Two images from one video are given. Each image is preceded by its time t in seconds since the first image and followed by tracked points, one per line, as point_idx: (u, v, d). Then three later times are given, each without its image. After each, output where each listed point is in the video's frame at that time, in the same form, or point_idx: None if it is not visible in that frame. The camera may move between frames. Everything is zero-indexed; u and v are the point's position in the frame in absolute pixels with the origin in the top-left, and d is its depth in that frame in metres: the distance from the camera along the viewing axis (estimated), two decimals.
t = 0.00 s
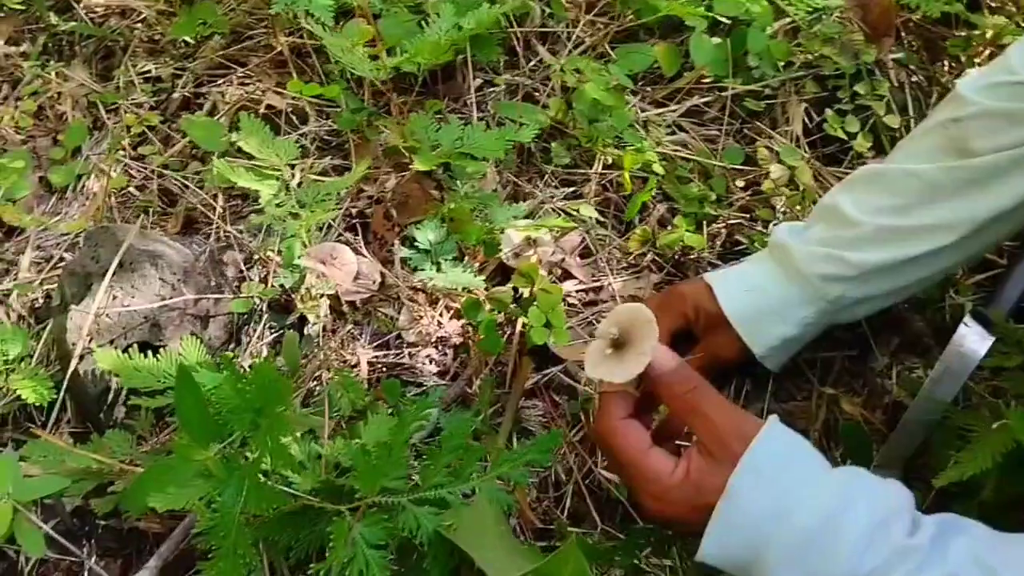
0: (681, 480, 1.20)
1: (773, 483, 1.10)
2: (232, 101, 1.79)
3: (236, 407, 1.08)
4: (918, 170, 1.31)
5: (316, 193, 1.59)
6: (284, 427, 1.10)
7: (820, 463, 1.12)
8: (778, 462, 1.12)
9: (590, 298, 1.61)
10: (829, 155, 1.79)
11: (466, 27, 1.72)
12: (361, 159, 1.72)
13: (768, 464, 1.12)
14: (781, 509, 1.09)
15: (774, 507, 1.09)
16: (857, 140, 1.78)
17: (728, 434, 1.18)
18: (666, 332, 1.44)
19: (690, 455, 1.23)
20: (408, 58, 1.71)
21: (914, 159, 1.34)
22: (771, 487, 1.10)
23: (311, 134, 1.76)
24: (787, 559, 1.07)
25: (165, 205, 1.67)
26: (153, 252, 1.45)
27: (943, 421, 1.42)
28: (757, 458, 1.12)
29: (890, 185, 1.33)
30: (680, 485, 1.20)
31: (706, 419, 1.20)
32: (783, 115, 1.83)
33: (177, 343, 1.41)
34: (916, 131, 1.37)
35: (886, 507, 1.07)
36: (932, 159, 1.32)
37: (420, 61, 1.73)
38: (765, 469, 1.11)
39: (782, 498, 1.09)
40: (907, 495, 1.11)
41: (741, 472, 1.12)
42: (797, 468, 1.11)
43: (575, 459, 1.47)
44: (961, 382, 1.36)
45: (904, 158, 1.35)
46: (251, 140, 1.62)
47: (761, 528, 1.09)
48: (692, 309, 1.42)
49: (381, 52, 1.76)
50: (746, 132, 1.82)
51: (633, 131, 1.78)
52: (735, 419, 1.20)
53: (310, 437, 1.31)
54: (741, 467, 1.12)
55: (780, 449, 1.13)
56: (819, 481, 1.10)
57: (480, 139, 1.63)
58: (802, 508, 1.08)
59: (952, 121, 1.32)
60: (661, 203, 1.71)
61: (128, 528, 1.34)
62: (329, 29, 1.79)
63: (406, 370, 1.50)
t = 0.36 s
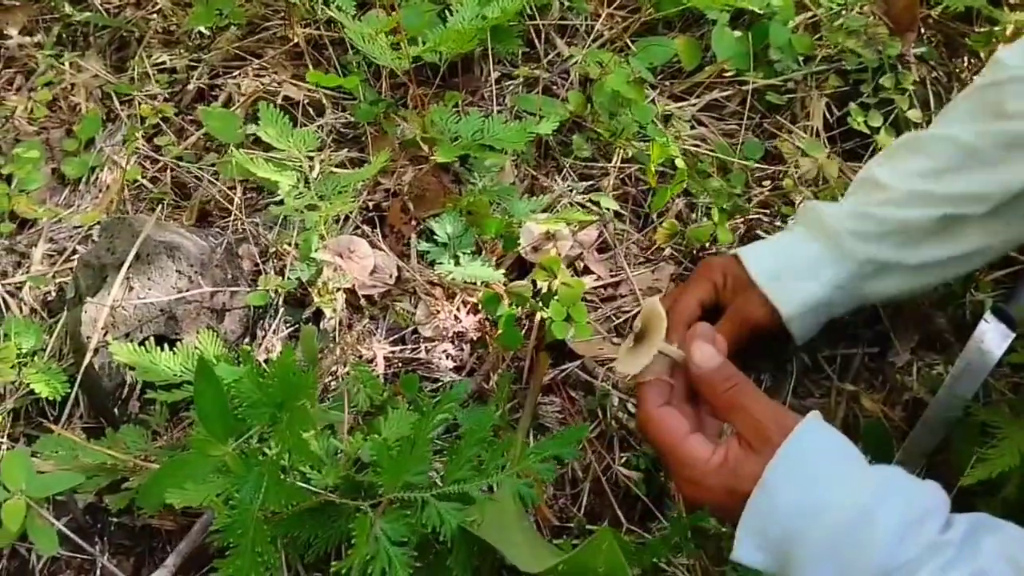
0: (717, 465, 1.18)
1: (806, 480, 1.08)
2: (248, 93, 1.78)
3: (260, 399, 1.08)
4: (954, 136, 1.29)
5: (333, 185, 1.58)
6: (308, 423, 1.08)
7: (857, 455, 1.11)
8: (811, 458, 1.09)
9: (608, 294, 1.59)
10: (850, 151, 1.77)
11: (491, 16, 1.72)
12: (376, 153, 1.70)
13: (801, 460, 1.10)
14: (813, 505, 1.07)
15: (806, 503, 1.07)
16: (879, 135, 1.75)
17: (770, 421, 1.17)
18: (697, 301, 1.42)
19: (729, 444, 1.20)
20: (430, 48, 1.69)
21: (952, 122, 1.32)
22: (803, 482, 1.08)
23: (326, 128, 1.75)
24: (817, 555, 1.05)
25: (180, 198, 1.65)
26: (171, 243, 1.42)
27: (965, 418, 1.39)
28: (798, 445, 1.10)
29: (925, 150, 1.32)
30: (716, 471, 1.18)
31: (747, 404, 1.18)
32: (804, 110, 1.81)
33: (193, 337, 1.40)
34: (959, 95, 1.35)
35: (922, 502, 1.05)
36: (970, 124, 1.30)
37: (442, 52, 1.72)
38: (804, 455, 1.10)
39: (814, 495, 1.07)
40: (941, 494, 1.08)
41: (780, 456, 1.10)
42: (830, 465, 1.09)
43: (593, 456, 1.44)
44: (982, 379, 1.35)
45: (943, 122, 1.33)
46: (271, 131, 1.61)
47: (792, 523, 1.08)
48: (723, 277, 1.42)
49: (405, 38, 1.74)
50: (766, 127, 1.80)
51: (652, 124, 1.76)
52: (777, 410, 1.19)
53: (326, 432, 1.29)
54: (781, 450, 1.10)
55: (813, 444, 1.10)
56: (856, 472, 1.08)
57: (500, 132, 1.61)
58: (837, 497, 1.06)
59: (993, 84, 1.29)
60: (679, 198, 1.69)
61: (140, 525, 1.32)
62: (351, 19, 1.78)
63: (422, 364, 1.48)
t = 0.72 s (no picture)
0: (719, 378, 1.02)
1: (817, 404, 0.94)
2: (249, 90, 1.76)
3: (265, 400, 1.07)
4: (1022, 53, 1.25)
5: (337, 182, 1.56)
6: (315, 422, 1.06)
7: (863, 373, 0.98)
8: (823, 381, 0.95)
9: (614, 291, 1.57)
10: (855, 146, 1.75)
11: (494, 10, 1.71)
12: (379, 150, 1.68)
13: (814, 385, 0.94)
14: (823, 431, 0.94)
15: (814, 428, 0.94)
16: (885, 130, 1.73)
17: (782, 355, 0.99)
18: (782, 140, 1.20)
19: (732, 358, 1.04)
20: (433, 43, 1.68)
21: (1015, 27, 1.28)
22: (816, 403, 0.94)
23: (328, 125, 1.73)
24: (818, 484, 0.94)
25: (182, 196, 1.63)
26: (173, 240, 1.41)
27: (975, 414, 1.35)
28: (810, 374, 0.95)
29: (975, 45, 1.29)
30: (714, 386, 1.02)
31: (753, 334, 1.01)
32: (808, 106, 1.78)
33: (195, 336, 1.37)
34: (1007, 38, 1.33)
35: (936, 431, 0.95)
36: None
37: (446, 47, 1.70)
38: (818, 382, 0.95)
39: (824, 418, 0.94)
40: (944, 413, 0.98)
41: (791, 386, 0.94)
42: (839, 387, 0.95)
43: (600, 456, 1.42)
44: (990, 376, 1.33)
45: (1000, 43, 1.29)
46: (273, 127, 1.59)
47: (795, 446, 0.95)
48: (820, 118, 1.21)
49: (407, 32, 1.72)
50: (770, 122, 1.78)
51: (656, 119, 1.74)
52: (791, 338, 1.00)
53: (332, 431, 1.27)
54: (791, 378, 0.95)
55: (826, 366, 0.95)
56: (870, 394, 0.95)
57: (505, 129, 1.60)
58: (850, 426, 0.93)
59: None
60: (684, 195, 1.67)
61: (145, 526, 1.30)
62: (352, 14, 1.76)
63: (428, 363, 1.46)
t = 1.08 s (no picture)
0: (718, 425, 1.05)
1: (841, 420, 1.05)
2: (247, 93, 1.75)
3: (258, 408, 1.05)
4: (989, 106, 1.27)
5: (335, 185, 1.54)
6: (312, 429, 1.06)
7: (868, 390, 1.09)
8: (840, 398, 1.06)
9: (615, 293, 1.56)
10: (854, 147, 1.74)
11: (490, 14, 1.68)
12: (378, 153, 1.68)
13: (835, 402, 1.05)
14: (847, 442, 1.04)
15: (839, 440, 1.04)
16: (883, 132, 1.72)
17: (776, 397, 1.04)
18: (760, 178, 1.20)
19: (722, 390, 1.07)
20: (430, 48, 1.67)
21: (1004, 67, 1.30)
22: (839, 419, 1.05)
23: (326, 127, 1.72)
24: (845, 489, 1.06)
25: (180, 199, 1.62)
26: (169, 246, 1.41)
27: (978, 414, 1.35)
28: (830, 394, 1.06)
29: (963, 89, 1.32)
30: (710, 427, 1.05)
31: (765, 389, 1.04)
32: (807, 107, 1.78)
33: (192, 341, 1.37)
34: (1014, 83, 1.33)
35: (942, 435, 1.08)
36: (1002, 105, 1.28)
37: (444, 50, 1.69)
38: (840, 394, 1.06)
39: (848, 432, 1.05)
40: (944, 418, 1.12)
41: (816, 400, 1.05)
42: (856, 404, 1.06)
43: (603, 458, 1.41)
44: (990, 374, 1.35)
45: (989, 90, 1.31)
46: (269, 132, 1.58)
47: (821, 457, 1.05)
48: (802, 158, 1.21)
49: (403, 35, 1.70)
50: (769, 124, 1.77)
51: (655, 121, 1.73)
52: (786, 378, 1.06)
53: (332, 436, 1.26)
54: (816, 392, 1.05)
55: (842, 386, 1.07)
56: (887, 404, 1.08)
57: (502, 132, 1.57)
58: (871, 438, 1.05)
59: None
60: (683, 195, 1.66)
61: (144, 532, 1.29)
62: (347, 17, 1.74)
63: (430, 366, 1.45)
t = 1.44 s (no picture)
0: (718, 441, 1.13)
1: (815, 414, 1.08)
2: (243, 98, 1.75)
3: (260, 416, 1.06)
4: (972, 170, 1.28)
5: (331, 192, 1.53)
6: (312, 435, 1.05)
7: (846, 375, 1.11)
8: (815, 391, 1.08)
9: (613, 297, 1.56)
10: (851, 151, 1.74)
11: (487, 20, 1.67)
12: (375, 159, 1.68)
13: (809, 397, 1.08)
14: (822, 436, 1.08)
15: (814, 435, 1.08)
16: (879, 136, 1.72)
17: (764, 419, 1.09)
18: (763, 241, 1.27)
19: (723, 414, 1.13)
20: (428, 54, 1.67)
21: (995, 138, 1.27)
22: (813, 414, 1.08)
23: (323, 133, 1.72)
24: (825, 477, 1.09)
25: (177, 205, 1.62)
26: (167, 253, 1.40)
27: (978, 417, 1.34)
28: (801, 389, 1.08)
29: (955, 152, 1.30)
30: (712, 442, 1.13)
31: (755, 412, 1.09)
32: (803, 111, 1.78)
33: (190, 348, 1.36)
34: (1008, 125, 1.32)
35: (919, 417, 1.10)
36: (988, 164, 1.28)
37: (441, 56, 1.69)
38: (814, 387, 1.09)
39: (822, 425, 1.08)
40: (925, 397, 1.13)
41: (789, 395, 1.08)
42: (832, 396, 1.09)
43: (603, 463, 1.40)
44: (989, 378, 1.35)
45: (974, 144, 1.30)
46: (265, 137, 1.56)
47: (800, 451, 1.08)
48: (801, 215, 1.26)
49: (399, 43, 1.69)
50: (765, 128, 1.77)
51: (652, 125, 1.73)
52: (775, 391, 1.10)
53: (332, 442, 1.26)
54: (790, 388, 1.08)
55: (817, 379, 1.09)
56: (865, 392, 1.10)
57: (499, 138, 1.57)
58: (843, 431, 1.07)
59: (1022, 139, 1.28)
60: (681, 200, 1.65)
61: (141, 539, 1.28)
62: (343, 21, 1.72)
63: (428, 371, 1.45)
